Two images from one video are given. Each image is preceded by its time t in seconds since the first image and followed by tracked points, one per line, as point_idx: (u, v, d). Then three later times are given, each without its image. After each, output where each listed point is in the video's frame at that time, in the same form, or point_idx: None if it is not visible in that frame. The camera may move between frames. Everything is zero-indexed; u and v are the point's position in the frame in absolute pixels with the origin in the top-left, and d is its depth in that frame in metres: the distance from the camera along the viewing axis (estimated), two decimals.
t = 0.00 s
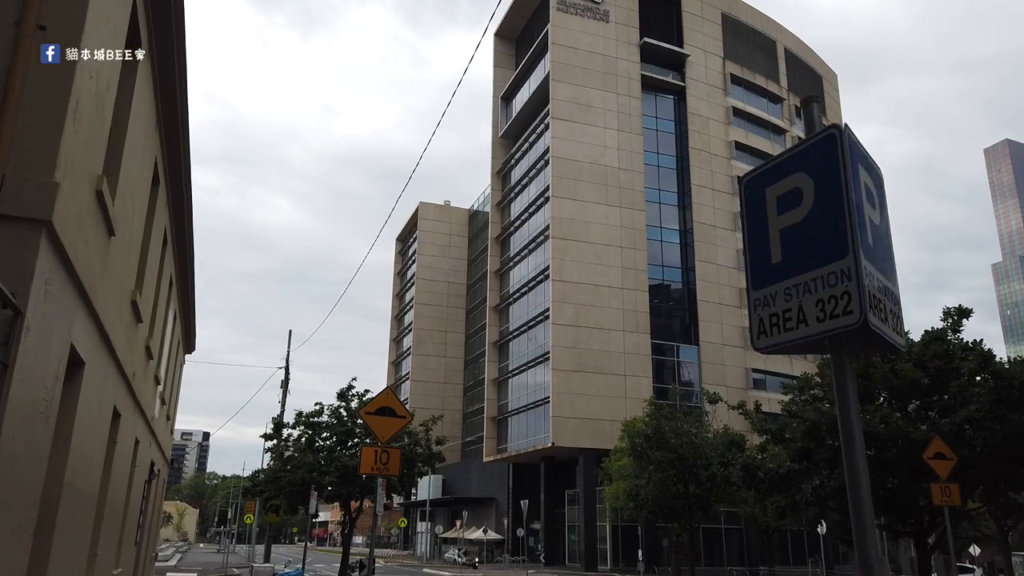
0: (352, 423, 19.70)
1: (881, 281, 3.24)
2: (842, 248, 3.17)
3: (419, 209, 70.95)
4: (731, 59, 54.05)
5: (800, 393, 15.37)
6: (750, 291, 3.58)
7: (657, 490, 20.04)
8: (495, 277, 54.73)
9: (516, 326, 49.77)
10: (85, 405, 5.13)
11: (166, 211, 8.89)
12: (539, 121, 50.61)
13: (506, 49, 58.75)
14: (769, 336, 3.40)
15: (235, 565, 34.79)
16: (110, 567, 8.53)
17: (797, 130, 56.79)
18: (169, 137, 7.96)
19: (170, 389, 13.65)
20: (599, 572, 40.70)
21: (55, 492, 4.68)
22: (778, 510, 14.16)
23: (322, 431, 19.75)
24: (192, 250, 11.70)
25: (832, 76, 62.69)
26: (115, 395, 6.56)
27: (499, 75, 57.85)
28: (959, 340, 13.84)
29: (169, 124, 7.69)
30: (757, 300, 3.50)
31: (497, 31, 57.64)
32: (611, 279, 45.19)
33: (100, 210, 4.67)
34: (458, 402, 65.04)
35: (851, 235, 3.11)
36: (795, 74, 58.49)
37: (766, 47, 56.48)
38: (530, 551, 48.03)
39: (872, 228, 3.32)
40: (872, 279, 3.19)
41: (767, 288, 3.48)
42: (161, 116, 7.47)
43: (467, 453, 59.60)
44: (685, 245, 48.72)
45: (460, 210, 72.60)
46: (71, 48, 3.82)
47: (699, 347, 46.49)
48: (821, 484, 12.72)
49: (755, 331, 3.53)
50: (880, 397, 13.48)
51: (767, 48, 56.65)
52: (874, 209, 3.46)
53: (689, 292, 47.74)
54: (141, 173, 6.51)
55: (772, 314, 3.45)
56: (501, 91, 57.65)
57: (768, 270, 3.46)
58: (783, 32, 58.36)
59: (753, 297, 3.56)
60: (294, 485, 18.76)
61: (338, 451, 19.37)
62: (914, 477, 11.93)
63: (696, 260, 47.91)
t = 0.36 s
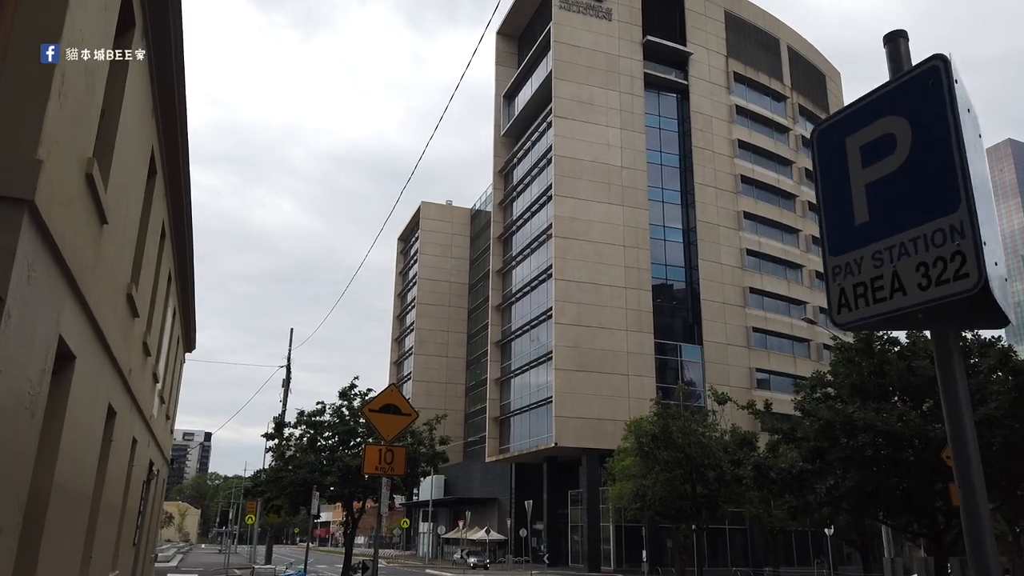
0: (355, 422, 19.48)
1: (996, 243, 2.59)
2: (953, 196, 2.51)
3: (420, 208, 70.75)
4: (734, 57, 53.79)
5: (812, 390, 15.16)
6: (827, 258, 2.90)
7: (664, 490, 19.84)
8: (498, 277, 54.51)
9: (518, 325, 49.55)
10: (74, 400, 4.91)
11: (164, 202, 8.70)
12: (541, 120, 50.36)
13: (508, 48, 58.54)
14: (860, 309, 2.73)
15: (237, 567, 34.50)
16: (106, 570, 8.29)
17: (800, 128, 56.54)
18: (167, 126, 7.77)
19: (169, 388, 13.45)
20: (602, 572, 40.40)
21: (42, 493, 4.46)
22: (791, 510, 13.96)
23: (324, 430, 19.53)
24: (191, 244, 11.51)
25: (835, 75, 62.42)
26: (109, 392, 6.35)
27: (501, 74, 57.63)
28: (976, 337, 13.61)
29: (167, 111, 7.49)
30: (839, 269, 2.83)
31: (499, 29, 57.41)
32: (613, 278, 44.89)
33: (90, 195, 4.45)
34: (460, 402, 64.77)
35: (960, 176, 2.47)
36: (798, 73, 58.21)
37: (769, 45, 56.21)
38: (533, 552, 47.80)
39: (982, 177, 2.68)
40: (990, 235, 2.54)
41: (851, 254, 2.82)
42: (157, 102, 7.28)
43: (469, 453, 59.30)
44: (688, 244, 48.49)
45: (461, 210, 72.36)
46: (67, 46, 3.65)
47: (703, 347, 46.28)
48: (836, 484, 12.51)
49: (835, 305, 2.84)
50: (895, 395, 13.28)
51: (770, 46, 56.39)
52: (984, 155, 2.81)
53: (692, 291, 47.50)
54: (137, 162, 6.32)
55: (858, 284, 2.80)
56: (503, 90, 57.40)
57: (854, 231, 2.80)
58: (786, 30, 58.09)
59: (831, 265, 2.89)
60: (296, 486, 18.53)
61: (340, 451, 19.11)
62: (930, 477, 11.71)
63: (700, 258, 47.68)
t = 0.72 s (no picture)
0: (356, 422, 19.24)
1: None
2: None
3: (420, 208, 70.51)
4: (736, 57, 53.59)
5: (822, 390, 14.98)
6: (945, 224, 2.46)
7: (670, 491, 19.51)
8: (498, 277, 54.26)
9: (519, 326, 49.33)
10: (69, 394, 4.72)
11: (163, 194, 8.50)
12: (542, 119, 50.15)
13: (508, 47, 58.32)
14: (992, 281, 2.29)
15: (236, 568, 34.28)
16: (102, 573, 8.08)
17: (802, 128, 56.36)
18: (165, 114, 7.58)
19: (169, 386, 13.24)
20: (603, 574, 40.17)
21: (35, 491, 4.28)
22: (803, 512, 13.82)
23: (325, 430, 19.30)
24: (190, 239, 11.31)
25: (836, 75, 62.25)
26: (107, 389, 6.14)
27: (501, 73, 57.43)
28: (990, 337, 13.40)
29: (165, 98, 7.28)
30: (962, 235, 2.39)
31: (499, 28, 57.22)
32: (614, 279, 44.68)
33: (85, 178, 4.26)
34: (459, 402, 64.52)
35: None
36: (799, 72, 58.01)
37: (771, 45, 56.02)
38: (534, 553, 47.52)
39: None
40: None
41: (979, 216, 2.39)
42: (156, 88, 7.08)
43: (469, 454, 59.05)
44: (690, 244, 48.30)
45: (461, 210, 72.14)
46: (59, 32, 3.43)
47: (704, 347, 46.09)
48: (849, 486, 12.32)
49: (956, 279, 2.41)
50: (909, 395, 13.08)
51: (772, 45, 56.20)
52: None
53: (693, 291, 47.31)
54: (134, 149, 6.12)
55: (985, 253, 2.37)
56: (503, 89, 57.20)
57: (983, 190, 2.39)
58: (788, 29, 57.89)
59: (948, 233, 2.45)
60: (296, 486, 18.30)
61: (341, 451, 18.89)
62: (944, 479, 11.50)
63: (701, 258, 47.48)
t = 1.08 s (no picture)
0: (359, 421, 19.05)
1: None
2: None
3: (422, 208, 70.28)
4: (740, 56, 53.36)
5: (837, 387, 14.84)
6: None
7: (678, 491, 19.33)
8: (501, 277, 54.04)
9: (522, 325, 49.13)
10: (63, 386, 4.55)
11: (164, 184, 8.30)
12: (545, 118, 49.94)
13: (511, 46, 58.09)
14: None
15: (237, 569, 34.07)
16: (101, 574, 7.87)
17: (806, 127, 56.10)
18: (165, 99, 7.37)
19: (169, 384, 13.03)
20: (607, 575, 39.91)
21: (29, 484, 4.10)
22: (816, 513, 13.68)
23: (328, 429, 19.10)
24: (192, 233, 11.08)
25: (840, 74, 61.99)
26: (104, 384, 5.92)
27: (504, 72, 57.24)
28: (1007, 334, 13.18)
29: (165, 84, 7.08)
30: None
31: (502, 27, 57.03)
32: (618, 279, 44.47)
33: (81, 159, 4.06)
34: (462, 403, 64.30)
35: None
36: (803, 71, 57.76)
37: (774, 44, 55.77)
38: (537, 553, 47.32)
39: None
40: None
41: None
42: (155, 71, 6.88)
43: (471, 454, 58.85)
44: (694, 243, 48.09)
45: (463, 210, 71.93)
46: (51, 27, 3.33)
47: (708, 347, 45.90)
48: (865, 486, 12.12)
49: None
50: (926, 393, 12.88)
51: (776, 44, 55.96)
52: None
53: (697, 291, 47.11)
54: (134, 136, 5.92)
55: None
56: (506, 88, 57.03)
57: None
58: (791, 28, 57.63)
59: None
60: (299, 486, 18.11)
61: (344, 450, 18.68)
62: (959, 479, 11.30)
63: (704, 258, 47.26)
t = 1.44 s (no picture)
0: (363, 421, 18.83)
1: None
2: None
3: (424, 208, 70.05)
4: (744, 54, 53.12)
5: (852, 386, 14.64)
6: None
7: (685, 492, 19.17)
8: (503, 276, 53.82)
9: (524, 325, 48.90)
10: (55, 382, 4.36)
11: (163, 176, 8.09)
12: (547, 116, 49.71)
13: (513, 45, 57.86)
14: None
15: (239, 570, 33.81)
16: None
17: (809, 126, 55.84)
18: (164, 87, 7.16)
19: (170, 384, 12.82)
20: None
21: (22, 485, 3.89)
22: (830, 515, 13.48)
23: (330, 429, 18.89)
24: (193, 228, 10.87)
25: (844, 72, 61.73)
26: (100, 382, 5.71)
27: (506, 71, 57.03)
28: None
29: (164, 71, 6.88)
30: None
31: (504, 26, 56.83)
32: (621, 278, 44.23)
33: (74, 143, 3.87)
34: (464, 403, 64.09)
35: None
36: (807, 70, 57.50)
37: (777, 42, 55.53)
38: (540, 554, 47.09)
39: None
40: None
41: None
42: (154, 59, 6.69)
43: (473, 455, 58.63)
44: (697, 242, 47.87)
45: (465, 209, 71.71)
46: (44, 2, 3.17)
47: (712, 347, 45.61)
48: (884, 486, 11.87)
49: None
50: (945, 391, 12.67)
51: (779, 42, 55.70)
52: None
53: (701, 291, 46.89)
54: (131, 125, 5.73)
55: None
56: (508, 88, 56.84)
57: None
58: (795, 26, 57.35)
59: None
60: (302, 487, 17.89)
61: (347, 450, 18.45)
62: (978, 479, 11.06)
63: (708, 257, 47.02)
